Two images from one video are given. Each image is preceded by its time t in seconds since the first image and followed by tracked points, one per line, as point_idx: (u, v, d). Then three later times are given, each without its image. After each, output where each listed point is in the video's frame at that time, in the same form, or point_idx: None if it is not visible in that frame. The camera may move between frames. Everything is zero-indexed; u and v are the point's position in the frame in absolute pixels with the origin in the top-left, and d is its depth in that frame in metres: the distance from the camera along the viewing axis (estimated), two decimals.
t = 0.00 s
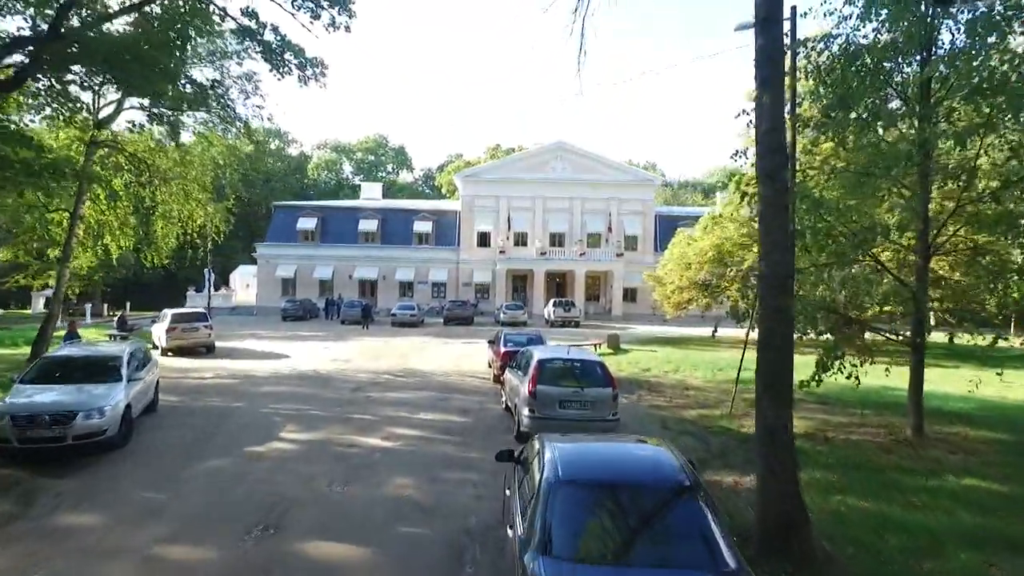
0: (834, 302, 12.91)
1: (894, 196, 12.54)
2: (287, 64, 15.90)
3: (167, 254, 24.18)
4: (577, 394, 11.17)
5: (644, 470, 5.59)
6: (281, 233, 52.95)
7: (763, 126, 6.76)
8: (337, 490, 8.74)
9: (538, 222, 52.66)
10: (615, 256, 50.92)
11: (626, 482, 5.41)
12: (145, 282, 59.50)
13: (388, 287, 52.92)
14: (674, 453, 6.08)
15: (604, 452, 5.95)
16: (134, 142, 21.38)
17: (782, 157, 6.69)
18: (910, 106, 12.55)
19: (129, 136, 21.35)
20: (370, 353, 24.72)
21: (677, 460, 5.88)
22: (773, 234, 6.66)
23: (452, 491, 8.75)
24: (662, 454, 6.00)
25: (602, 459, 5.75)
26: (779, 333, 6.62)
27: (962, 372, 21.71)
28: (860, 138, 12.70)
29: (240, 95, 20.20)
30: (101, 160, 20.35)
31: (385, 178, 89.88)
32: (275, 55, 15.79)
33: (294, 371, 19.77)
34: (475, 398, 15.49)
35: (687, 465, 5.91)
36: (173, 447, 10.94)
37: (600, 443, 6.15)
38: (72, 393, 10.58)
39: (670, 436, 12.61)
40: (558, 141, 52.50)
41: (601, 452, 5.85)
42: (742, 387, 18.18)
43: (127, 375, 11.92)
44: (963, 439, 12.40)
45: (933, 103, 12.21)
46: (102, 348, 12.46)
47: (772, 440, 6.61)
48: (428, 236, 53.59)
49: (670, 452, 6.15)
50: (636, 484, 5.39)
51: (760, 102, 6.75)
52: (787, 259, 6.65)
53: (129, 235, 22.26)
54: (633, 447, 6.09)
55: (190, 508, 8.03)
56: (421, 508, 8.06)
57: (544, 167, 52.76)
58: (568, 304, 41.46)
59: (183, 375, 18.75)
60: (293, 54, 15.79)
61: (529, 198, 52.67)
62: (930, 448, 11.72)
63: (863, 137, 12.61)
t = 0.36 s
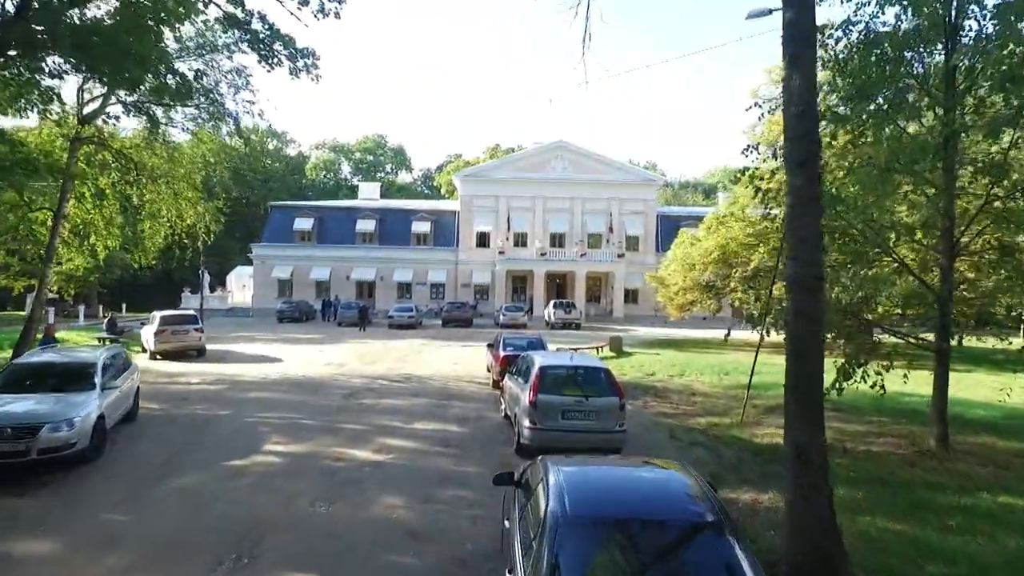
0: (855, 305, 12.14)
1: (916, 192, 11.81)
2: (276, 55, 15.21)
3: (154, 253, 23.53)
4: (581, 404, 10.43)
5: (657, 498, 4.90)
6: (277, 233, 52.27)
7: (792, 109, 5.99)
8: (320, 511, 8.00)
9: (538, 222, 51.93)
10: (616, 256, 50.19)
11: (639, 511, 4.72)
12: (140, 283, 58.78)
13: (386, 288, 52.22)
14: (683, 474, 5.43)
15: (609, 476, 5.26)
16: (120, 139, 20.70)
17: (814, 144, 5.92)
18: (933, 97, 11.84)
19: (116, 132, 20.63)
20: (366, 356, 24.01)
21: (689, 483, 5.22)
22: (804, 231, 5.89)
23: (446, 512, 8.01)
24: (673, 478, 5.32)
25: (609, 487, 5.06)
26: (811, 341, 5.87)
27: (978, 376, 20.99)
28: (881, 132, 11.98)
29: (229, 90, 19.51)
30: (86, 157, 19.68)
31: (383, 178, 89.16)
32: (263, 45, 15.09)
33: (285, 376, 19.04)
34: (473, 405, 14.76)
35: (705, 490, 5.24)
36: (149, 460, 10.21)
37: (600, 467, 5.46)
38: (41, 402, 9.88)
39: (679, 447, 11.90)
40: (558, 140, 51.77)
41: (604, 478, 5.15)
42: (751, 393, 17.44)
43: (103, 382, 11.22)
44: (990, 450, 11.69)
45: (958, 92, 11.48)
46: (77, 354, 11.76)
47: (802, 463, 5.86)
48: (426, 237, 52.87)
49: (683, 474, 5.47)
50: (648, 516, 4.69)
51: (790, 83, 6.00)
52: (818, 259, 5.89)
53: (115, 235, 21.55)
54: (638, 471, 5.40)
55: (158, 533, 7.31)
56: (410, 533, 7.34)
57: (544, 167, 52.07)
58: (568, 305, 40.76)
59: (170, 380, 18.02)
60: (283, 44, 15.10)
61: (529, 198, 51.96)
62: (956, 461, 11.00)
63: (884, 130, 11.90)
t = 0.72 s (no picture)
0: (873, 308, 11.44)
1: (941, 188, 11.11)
2: (263, 44, 14.52)
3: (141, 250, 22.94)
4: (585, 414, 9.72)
5: (671, 531, 4.24)
6: (273, 233, 51.57)
7: (828, 87, 5.28)
8: (298, 535, 7.27)
9: (538, 222, 51.23)
10: (617, 257, 49.53)
11: (650, 546, 4.05)
12: (135, 284, 58.07)
13: (384, 289, 51.51)
14: (695, 502, 4.77)
15: (614, 507, 4.56)
16: (105, 134, 19.91)
17: (855, 126, 5.20)
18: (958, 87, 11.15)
19: (101, 127, 19.77)
20: (361, 360, 23.29)
21: (702, 513, 4.56)
22: (843, 225, 5.18)
23: (436, 536, 7.30)
24: (686, 510, 4.63)
25: (616, 520, 4.36)
26: (850, 353, 5.14)
27: (991, 380, 20.32)
28: (904, 125, 11.29)
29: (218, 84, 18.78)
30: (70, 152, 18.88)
31: (382, 178, 88.45)
32: (249, 33, 14.38)
33: (275, 380, 18.29)
34: (469, 412, 14.04)
35: (723, 521, 4.58)
36: (119, 474, 9.48)
37: (599, 495, 4.78)
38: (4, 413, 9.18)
39: (687, 459, 11.18)
40: (558, 139, 51.07)
41: (608, 510, 4.45)
42: (760, 399, 16.72)
43: (75, 390, 10.51)
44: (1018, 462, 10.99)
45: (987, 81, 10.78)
46: (48, 360, 11.05)
47: (841, 488, 5.13)
48: (424, 237, 52.15)
49: (698, 503, 4.80)
50: (664, 555, 3.99)
51: (827, 56, 5.29)
52: (859, 257, 5.17)
53: (101, 235, 20.84)
54: (645, 501, 4.72)
55: (117, 561, 6.59)
56: (396, 561, 6.62)
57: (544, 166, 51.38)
58: (569, 307, 40.07)
59: (154, 385, 17.29)
60: (271, 33, 14.40)
61: (529, 198, 51.27)
62: (984, 474, 10.31)
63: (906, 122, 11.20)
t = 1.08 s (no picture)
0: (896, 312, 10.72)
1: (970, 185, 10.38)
2: (249, 33, 13.82)
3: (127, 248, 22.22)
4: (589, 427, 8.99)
5: (676, 574, 3.53)
6: (269, 233, 50.90)
7: (872, 62, 4.57)
8: (271, 564, 6.57)
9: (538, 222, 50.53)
10: (618, 257, 48.84)
11: None
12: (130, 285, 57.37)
13: (382, 290, 50.83)
14: (711, 540, 4.03)
15: (616, 548, 3.82)
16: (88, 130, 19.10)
17: (905, 106, 4.49)
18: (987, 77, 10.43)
19: (84, 123, 19.00)
20: (356, 363, 22.57)
21: (720, 554, 3.83)
22: (892, 220, 4.46)
23: (425, 566, 6.60)
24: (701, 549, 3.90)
25: (619, 566, 3.62)
26: (900, 369, 4.37)
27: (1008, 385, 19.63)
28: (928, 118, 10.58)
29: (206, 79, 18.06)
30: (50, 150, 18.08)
31: (380, 178, 87.71)
32: (234, 20, 13.66)
33: (264, 386, 17.54)
34: (466, 421, 13.34)
35: (740, 557, 3.86)
36: (85, 492, 8.77)
37: (598, 533, 4.05)
38: None
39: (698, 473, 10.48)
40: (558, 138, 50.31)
41: (608, 554, 3.72)
42: (771, 406, 15.98)
43: (41, 399, 9.80)
44: None
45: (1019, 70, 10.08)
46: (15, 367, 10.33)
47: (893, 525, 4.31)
48: (423, 237, 51.46)
49: (715, 542, 4.07)
50: None
51: (871, 25, 4.59)
52: (910, 257, 4.44)
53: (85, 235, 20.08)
54: (652, 540, 3.98)
55: None
56: None
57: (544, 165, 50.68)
58: (570, 308, 39.36)
59: (139, 391, 16.58)
60: (257, 21, 13.68)
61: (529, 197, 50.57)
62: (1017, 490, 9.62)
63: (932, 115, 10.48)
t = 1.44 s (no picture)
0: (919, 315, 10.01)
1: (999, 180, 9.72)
2: (233, 21, 13.15)
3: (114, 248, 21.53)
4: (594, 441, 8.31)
5: None
6: (265, 234, 50.23)
7: (933, 28, 3.89)
8: None
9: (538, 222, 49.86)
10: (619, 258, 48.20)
11: None
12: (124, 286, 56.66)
13: (379, 291, 50.13)
14: None
15: None
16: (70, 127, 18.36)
17: (970, 79, 3.82)
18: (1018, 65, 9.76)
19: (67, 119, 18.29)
20: (350, 366, 21.87)
21: None
22: (956, 212, 3.78)
23: None
24: None
25: None
26: (967, 386, 3.71)
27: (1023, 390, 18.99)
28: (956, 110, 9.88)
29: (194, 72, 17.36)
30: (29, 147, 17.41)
31: (378, 178, 87.03)
32: (218, 8, 12.97)
33: (253, 391, 16.84)
34: (463, 429, 12.66)
35: None
36: (49, 510, 8.09)
37: None
38: None
39: (709, 487, 9.81)
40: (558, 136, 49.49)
41: None
42: (781, 413, 15.29)
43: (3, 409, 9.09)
44: None
45: None
46: None
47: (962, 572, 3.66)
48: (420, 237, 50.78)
49: None
50: None
51: None
52: (979, 256, 3.77)
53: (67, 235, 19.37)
54: None
55: None
56: None
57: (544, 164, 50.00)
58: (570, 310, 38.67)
59: (122, 396, 15.89)
60: (242, 9, 13.00)
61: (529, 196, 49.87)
62: None
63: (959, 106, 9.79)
